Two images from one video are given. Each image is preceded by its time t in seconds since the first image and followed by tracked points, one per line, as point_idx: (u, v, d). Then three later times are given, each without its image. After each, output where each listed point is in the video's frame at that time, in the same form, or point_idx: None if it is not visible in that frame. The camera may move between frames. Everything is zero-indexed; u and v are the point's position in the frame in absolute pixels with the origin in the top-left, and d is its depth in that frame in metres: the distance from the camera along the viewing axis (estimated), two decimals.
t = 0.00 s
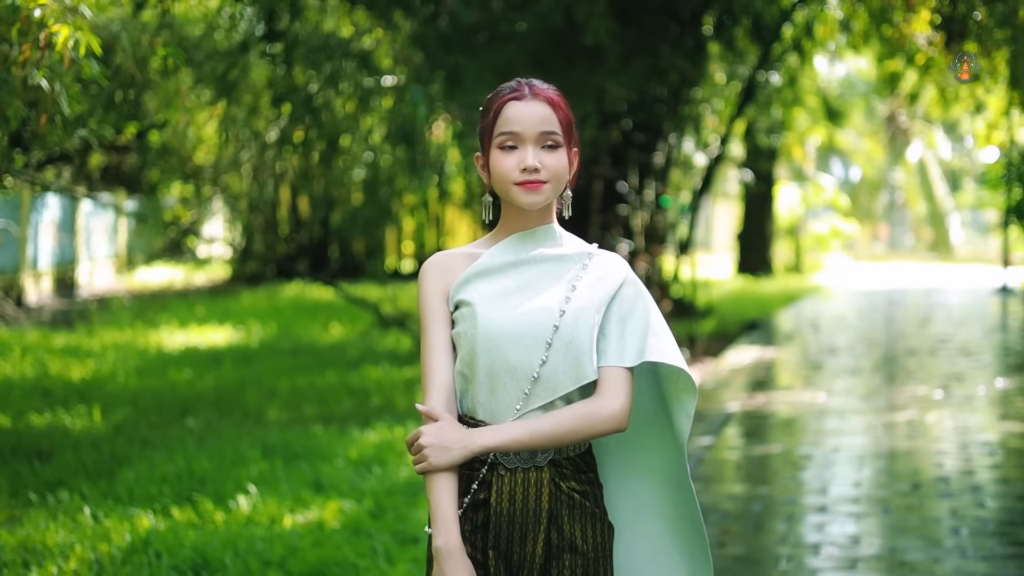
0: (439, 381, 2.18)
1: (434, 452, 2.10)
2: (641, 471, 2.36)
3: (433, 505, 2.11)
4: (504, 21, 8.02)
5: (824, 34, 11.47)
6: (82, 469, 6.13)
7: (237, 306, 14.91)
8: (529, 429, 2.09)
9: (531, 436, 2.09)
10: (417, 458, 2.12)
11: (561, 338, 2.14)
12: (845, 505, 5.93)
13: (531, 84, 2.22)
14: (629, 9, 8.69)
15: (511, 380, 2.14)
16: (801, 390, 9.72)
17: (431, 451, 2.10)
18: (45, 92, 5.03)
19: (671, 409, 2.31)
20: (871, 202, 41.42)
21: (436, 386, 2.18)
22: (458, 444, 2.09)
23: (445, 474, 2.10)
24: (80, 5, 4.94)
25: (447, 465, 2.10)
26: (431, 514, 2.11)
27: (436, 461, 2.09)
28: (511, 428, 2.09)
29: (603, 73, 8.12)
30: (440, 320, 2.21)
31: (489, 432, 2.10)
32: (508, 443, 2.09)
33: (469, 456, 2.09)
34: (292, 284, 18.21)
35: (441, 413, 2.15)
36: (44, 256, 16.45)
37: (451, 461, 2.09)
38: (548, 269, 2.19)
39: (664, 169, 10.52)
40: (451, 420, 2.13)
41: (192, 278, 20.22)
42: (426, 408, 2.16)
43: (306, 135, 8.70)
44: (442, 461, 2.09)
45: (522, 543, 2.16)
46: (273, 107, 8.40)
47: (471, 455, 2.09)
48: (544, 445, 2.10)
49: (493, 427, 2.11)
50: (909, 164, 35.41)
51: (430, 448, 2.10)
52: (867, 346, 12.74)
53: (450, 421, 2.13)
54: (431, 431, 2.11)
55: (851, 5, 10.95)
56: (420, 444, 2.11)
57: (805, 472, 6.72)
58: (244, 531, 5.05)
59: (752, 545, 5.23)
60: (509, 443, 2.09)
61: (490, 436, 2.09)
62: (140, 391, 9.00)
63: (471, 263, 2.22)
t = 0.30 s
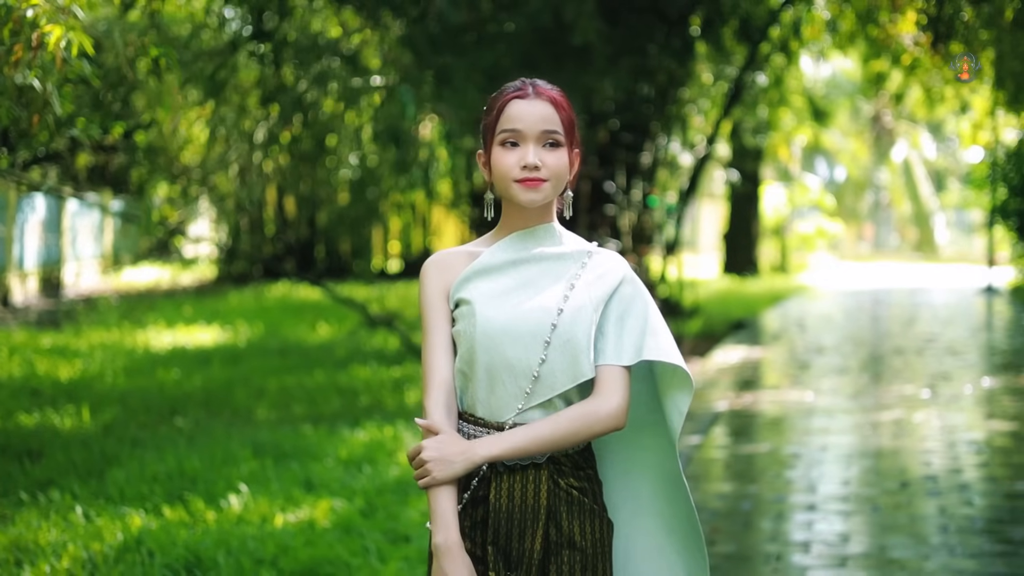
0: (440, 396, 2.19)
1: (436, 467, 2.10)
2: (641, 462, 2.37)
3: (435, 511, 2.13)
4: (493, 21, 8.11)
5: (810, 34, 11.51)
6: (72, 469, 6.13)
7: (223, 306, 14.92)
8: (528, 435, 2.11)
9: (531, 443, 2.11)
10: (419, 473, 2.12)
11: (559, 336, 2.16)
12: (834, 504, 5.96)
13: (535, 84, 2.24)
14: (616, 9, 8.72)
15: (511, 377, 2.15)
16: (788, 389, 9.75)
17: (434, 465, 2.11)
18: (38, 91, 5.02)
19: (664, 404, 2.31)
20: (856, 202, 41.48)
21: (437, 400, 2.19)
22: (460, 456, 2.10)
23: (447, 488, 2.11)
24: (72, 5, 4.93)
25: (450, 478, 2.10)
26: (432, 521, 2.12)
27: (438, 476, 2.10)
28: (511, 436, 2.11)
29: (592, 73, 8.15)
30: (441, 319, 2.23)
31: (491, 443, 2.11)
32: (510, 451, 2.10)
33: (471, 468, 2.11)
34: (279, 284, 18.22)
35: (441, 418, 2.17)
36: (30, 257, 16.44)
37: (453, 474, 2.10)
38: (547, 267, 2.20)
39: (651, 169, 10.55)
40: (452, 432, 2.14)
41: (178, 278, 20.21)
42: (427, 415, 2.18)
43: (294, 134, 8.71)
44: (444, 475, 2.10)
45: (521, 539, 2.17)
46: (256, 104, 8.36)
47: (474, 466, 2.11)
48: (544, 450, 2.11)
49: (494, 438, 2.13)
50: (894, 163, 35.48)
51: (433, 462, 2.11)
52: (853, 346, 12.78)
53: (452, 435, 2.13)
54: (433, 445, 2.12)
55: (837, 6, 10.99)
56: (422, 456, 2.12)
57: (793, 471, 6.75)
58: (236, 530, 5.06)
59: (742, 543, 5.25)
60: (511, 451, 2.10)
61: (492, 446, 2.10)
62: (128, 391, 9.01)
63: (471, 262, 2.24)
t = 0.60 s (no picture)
0: (443, 411, 2.20)
1: (445, 484, 2.12)
2: (639, 456, 2.37)
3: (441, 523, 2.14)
4: (480, 20, 8.24)
5: (796, 35, 11.56)
6: (62, 468, 6.14)
7: (209, 305, 14.93)
8: (533, 444, 2.13)
9: (536, 449, 2.13)
10: (427, 489, 2.13)
11: (559, 334, 2.18)
12: (821, 501, 5.99)
13: (539, 83, 2.27)
14: (603, 9, 8.76)
15: (513, 374, 2.18)
16: (775, 388, 9.79)
17: (442, 482, 2.12)
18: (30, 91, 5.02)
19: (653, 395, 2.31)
20: (840, 202, 41.55)
21: (442, 416, 2.20)
22: (469, 471, 2.12)
23: (454, 504, 2.12)
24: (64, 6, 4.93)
25: (459, 497, 2.12)
26: (439, 534, 2.14)
27: (448, 494, 2.11)
28: (517, 446, 2.13)
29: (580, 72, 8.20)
30: (442, 316, 2.25)
31: (498, 456, 2.13)
32: (516, 460, 2.13)
33: (481, 483, 2.13)
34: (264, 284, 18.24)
35: (446, 419, 2.19)
36: (14, 257, 16.42)
37: (463, 492, 2.11)
38: (548, 265, 2.23)
39: (638, 169, 10.56)
40: (458, 449, 2.15)
41: (163, 278, 20.20)
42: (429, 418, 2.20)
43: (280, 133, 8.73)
44: (454, 492, 2.11)
45: (523, 534, 2.20)
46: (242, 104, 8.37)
47: (483, 479, 2.13)
48: (547, 456, 2.14)
49: (500, 449, 2.14)
50: (877, 163, 35.57)
51: (440, 478, 2.12)
52: (838, 345, 12.83)
53: (458, 452, 2.15)
54: (440, 461, 2.13)
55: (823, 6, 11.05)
56: (429, 469, 2.13)
57: (781, 468, 6.79)
58: (228, 528, 5.07)
59: (733, 540, 5.28)
60: (517, 461, 2.13)
61: (499, 458, 2.12)
62: (116, 390, 9.03)
63: (472, 259, 2.26)
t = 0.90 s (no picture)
0: (447, 432, 2.19)
1: (461, 501, 2.11)
2: (635, 451, 2.39)
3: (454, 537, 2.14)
4: (468, 23, 8.07)
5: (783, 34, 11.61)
6: (53, 467, 6.16)
7: (195, 304, 14.95)
8: (541, 449, 2.15)
9: (545, 455, 2.14)
10: (439, 505, 2.13)
11: (561, 331, 2.20)
12: (809, 499, 6.02)
13: (539, 83, 2.30)
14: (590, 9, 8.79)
15: (515, 372, 2.20)
16: (761, 387, 9.83)
17: (457, 499, 2.11)
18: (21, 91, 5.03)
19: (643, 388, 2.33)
20: (824, 201, 41.66)
21: (447, 437, 2.18)
22: (483, 485, 2.12)
23: (468, 519, 2.13)
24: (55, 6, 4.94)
25: (474, 511, 2.12)
26: (452, 545, 2.13)
27: (463, 509, 2.11)
28: (526, 455, 2.14)
29: (567, 72, 8.22)
30: (443, 314, 2.27)
31: (509, 467, 2.14)
32: (527, 469, 2.13)
33: (493, 496, 2.13)
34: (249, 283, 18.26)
35: (450, 418, 2.20)
36: None
37: (478, 506, 2.11)
38: (547, 263, 2.25)
39: (623, 169, 10.59)
40: (469, 467, 2.14)
41: (148, 278, 20.22)
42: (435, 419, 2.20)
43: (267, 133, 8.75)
44: (469, 508, 2.11)
45: (526, 530, 2.23)
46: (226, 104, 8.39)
47: (495, 492, 2.13)
48: (555, 460, 2.15)
49: (509, 459, 2.15)
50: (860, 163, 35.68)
51: (454, 495, 2.11)
52: (823, 344, 12.88)
53: (469, 467, 2.15)
54: (453, 478, 2.12)
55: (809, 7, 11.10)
56: (441, 483, 2.13)
57: (769, 467, 6.82)
58: (220, 527, 5.09)
59: (721, 537, 5.31)
60: (527, 470, 2.14)
61: (511, 471, 2.13)
62: (103, 389, 9.06)
63: (471, 258, 2.29)
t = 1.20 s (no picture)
0: (455, 451, 2.18)
1: (482, 519, 2.12)
2: (630, 447, 2.42)
3: (472, 552, 2.15)
4: (454, 22, 8.18)
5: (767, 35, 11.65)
6: (41, 465, 6.17)
7: (180, 304, 14.95)
8: (552, 458, 2.17)
9: (556, 464, 2.17)
10: (458, 522, 2.13)
11: (564, 331, 2.24)
12: (795, 497, 6.05)
13: (534, 85, 2.34)
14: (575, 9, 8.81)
15: (519, 371, 2.22)
16: (746, 386, 9.86)
17: (478, 516, 2.12)
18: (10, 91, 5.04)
19: (631, 386, 2.36)
20: (807, 200, 41.76)
21: (456, 457, 2.18)
22: (502, 501, 2.14)
23: (487, 534, 2.14)
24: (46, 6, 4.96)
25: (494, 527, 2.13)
26: (467, 554, 2.15)
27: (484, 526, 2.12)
28: (539, 466, 2.16)
29: (552, 72, 8.25)
30: (443, 314, 2.29)
31: (524, 480, 2.15)
32: (540, 480, 2.16)
33: (512, 511, 2.14)
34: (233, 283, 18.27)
35: (455, 421, 2.21)
36: None
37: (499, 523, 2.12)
38: (545, 264, 2.28)
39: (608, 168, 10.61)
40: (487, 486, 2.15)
41: (133, 278, 20.21)
42: (439, 424, 2.21)
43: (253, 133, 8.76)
44: (489, 524, 2.12)
45: (530, 526, 2.25)
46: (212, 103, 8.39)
47: (513, 506, 2.14)
48: (566, 465, 2.18)
49: (523, 471, 2.17)
50: (843, 162, 35.78)
51: (475, 512, 2.12)
52: (807, 343, 12.92)
53: (484, 484, 2.16)
54: (472, 497, 2.13)
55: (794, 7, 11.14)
56: (460, 502, 2.13)
57: (755, 465, 6.85)
58: (210, 525, 5.11)
59: (708, 535, 5.34)
60: (541, 481, 2.16)
61: (527, 484, 2.14)
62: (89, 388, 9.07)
63: (470, 258, 2.31)
